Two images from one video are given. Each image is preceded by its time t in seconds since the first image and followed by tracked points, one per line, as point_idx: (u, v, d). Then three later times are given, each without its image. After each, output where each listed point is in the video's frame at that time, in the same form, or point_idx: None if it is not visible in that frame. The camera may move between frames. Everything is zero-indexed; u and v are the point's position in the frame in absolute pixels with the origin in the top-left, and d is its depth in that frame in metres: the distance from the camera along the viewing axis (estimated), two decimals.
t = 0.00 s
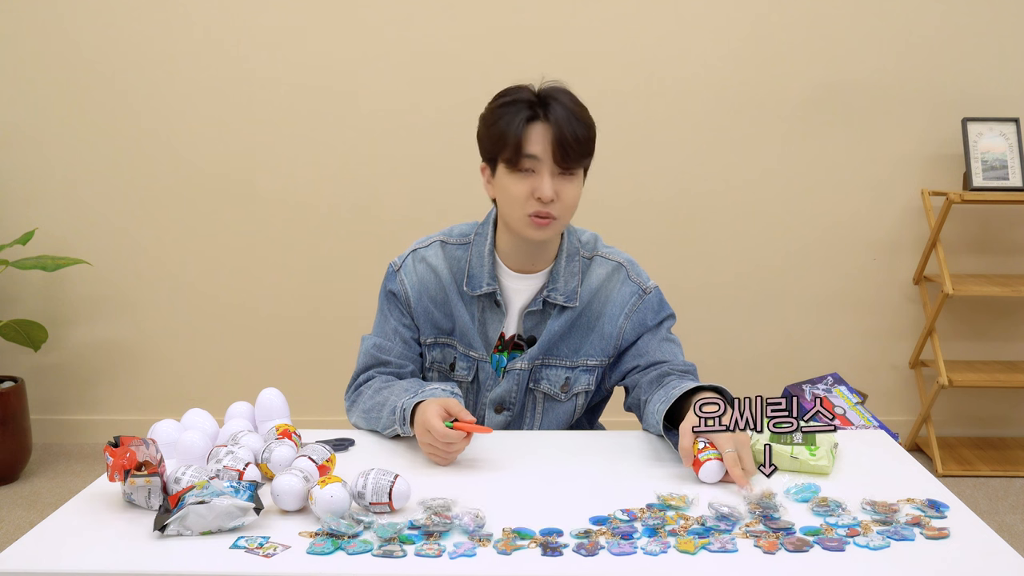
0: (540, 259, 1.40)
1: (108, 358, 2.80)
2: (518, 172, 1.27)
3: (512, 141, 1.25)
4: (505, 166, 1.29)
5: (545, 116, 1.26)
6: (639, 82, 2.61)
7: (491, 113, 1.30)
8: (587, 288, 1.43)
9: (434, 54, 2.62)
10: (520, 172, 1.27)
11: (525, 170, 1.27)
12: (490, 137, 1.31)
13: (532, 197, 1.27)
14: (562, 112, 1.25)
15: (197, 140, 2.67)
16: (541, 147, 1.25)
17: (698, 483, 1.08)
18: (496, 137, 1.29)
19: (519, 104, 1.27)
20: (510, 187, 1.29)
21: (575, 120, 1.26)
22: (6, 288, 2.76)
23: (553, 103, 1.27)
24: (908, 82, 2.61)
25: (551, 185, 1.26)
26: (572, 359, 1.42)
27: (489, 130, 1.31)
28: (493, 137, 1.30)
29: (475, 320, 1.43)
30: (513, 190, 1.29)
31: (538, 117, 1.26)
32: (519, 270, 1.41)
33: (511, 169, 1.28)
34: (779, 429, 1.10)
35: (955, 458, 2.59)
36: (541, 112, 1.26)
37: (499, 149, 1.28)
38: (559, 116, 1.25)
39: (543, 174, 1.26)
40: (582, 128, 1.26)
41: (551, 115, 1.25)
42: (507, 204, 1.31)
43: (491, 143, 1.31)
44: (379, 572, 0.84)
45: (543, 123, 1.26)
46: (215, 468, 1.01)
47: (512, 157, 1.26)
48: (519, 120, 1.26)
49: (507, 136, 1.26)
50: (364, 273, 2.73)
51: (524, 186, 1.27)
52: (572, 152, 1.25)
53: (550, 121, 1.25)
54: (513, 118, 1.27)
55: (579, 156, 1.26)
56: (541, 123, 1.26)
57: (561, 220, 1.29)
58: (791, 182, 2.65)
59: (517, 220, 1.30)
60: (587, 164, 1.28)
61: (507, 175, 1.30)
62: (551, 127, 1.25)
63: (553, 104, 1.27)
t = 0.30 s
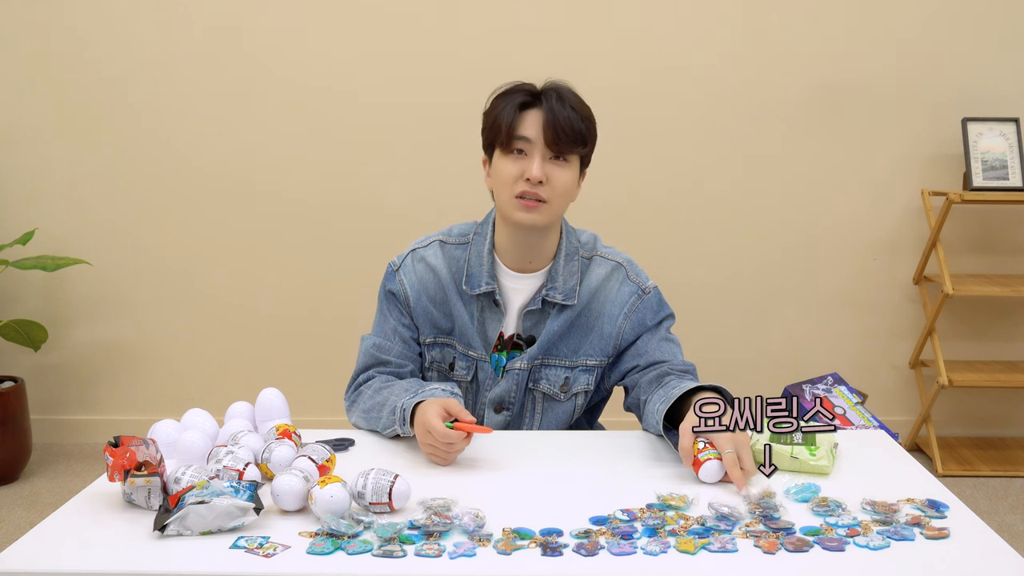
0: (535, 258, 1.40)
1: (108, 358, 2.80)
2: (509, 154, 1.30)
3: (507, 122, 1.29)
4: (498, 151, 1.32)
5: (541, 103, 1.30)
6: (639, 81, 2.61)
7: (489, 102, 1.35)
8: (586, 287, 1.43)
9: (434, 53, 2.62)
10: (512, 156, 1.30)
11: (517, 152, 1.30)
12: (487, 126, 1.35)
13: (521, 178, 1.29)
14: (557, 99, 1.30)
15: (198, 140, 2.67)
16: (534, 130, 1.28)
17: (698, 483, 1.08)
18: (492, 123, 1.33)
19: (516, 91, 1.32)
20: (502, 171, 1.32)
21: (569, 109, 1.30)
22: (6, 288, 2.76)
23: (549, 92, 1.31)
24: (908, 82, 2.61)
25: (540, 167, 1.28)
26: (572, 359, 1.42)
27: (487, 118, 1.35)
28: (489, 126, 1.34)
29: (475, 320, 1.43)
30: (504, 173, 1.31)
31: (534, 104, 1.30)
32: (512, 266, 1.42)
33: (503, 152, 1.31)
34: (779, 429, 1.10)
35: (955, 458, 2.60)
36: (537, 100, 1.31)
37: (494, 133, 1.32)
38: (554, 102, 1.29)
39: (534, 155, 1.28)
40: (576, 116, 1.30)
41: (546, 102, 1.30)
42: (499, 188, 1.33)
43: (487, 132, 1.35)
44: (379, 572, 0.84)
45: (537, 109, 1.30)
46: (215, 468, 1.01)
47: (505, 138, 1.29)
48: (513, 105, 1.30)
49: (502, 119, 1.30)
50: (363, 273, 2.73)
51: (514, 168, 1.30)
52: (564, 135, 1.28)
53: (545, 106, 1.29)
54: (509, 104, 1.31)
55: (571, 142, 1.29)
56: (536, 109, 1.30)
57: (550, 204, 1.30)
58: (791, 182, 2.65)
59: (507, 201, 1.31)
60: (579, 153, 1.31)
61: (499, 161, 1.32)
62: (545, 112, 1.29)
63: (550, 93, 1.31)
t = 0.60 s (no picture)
0: (535, 258, 1.40)
1: (108, 358, 2.80)
2: (510, 152, 1.30)
3: (506, 120, 1.30)
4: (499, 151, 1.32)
5: (540, 101, 1.31)
6: (640, 81, 2.61)
7: (488, 103, 1.35)
8: (587, 287, 1.43)
9: (434, 53, 2.62)
10: (513, 154, 1.30)
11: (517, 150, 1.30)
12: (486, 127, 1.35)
13: (521, 176, 1.29)
14: (555, 97, 1.30)
15: (199, 140, 2.67)
16: (534, 128, 1.29)
17: (698, 483, 1.08)
18: (491, 124, 1.33)
19: (515, 90, 1.33)
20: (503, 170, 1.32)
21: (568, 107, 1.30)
22: (6, 288, 2.76)
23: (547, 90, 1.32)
24: (908, 82, 2.61)
25: (541, 165, 1.28)
26: (572, 359, 1.42)
27: (486, 118, 1.35)
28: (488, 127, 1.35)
29: (475, 320, 1.43)
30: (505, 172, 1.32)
31: (533, 103, 1.31)
32: (517, 266, 1.41)
33: (503, 151, 1.31)
34: (779, 429, 1.10)
35: (955, 458, 2.60)
36: (536, 99, 1.31)
37: (494, 133, 1.32)
38: (552, 100, 1.30)
39: (535, 153, 1.29)
40: (575, 114, 1.30)
41: (545, 101, 1.30)
42: (499, 188, 1.33)
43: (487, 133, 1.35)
44: (379, 572, 0.84)
45: (537, 108, 1.30)
46: (215, 468, 1.01)
47: (504, 137, 1.30)
48: (513, 104, 1.31)
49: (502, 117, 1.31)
50: (363, 273, 2.73)
51: (515, 167, 1.30)
52: (563, 132, 1.28)
53: (544, 104, 1.30)
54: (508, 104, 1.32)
55: (571, 139, 1.29)
56: (535, 108, 1.31)
57: (551, 202, 1.30)
58: (791, 182, 2.65)
59: (508, 200, 1.31)
60: (579, 151, 1.31)
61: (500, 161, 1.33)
62: (545, 110, 1.29)
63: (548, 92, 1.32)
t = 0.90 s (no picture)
0: (538, 258, 1.40)
1: (108, 358, 2.80)
2: (513, 159, 1.29)
3: (509, 127, 1.28)
4: (502, 156, 1.31)
5: (543, 107, 1.28)
6: (640, 81, 2.61)
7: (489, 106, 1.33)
8: (587, 287, 1.43)
9: (434, 53, 2.62)
10: (517, 162, 1.29)
11: (520, 157, 1.28)
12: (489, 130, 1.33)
13: (526, 185, 1.28)
14: (559, 102, 1.28)
15: (199, 140, 2.67)
16: (537, 135, 1.27)
17: (697, 483, 1.08)
18: (494, 129, 1.31)
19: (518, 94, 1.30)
20: (506, 176, 1.31)
21: (572, 112, 1.28)
22: (6, 288, 2.76)
23: (550, 94, 1.29)
24: (908, 82, 2.61)
25: (545, 174, 1.27)
26: (572, 359, 1.42)
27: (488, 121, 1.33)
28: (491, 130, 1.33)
29: (475, 320, 1.43)
30: (508, 179, 1.31)
31: (536, 108, 1.29)
32: (521, 268, 1.41)
33: (507, 158, 1.30)
34: (779, 429, 1.10)
35: (955, 458, 2.60)
36: (539, 104, 1.29)
37: (497, 138, 1.30)
38: (556, 105, 1.27)
39: (539, 161, 1.27)
40: (579, 120, 1.28)
41: (548, 106, 1.28)
42: (503, 194, 1.32)
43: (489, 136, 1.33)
44: (379, 572, 0.84)
45: (540, 114, 1.28)
46: (215, 468, 1.01)
47: (508, 145, 1.28)
48: (516, 111, 1.28)
49: (505, 123, 1.29)
50: (363, 273, 2.73)
51: (519, 175, 1.29)
52: (567, 141, 1.26)
53: (547, 110, 1.27)
54: (511, 109, 1.29)
55: (575, 147, 1.27)
56: (539, 113, 1.28)
57: (555, 210, 1.30)
58: (791, 182, 2.65)
59: (512, 208, 1.31)
60: (583, 157, 1.30)
61: (504, 166, 1.31)
62: (548, 116, 1.27)
63: (551, 95, 1.30)
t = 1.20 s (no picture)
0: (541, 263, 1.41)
1: (108, 358, 2.80)
2: (523, 193, 1.25)
3: (518, 163, 1.23)
4: (509, 187, 1.26)
5: (549, 136, 1.23)
6: (640, 81, 2.61)
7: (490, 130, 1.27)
8: (586, 288, 1.43)
9: (434, 53, 2.62)
10: (527, 195, 1.25)
11: (531, 192, 1.25)
12: (493, 156, 1.28)
13: (538, 219, 1.26)
14: (565, 130, 1.23)
15: (198, 140, 2.67)
16: (547, 170, 1.23)
17: (697, 483, 1.08)
18: (500, 159, 1.26)
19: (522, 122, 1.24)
20: (516, 207, 1.27)
21: (578, 138, 1.23)
22: (6, 288, 2.76)
23: (554, 120, 1.23)
24: (908, 82, 2.61)
25: (558, 207, 1.25)
26: (572, 359, 1.42)
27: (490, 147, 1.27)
28: (495, 157, 1.27)
29: (475, 321, 1.43)
30: (518, 210, 1.27)
31: (543, 138, 1.23)
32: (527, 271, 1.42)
33: (516, 191, 1.26)
34: (779, 429, 1.10)
35: (955, 458, 2.60)
36: (545, 133, 1.23)
37: (504, 170, 1.25)
38: (563, 134, 1.22)
39: (550, 196, 1.24)
40: (586, 145, 1.24)
41: (556, 136, 1.22)
42: (512, 222, 1.29)
43: (493, 162, 1.28)
44: (379, 572, 0.84)
45: (548, 145, 1.23)
46: (215, 468, 1.01)
47: (518, 180, 1.24)
48: (524, 143, 1.23)
49: (512, 157, 1.24)
50: (363, 273, 2.73)
51: (530, 209, 1.26)
52: (578, 171, 1.23)
53: (555, 141, 1.22)
54: (518, 140, 1.23)
55: (584, 175, 1.24)
56: (546, 144, 1.23)
57: (566, 237, 1.29)
58: (790, 182, 2.65)
59: (524, 238, 1.29)
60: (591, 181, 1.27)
61: (511, 196, 1.27)
62: (557, 148, 1.22)
63: (556, 120, 1.24)
